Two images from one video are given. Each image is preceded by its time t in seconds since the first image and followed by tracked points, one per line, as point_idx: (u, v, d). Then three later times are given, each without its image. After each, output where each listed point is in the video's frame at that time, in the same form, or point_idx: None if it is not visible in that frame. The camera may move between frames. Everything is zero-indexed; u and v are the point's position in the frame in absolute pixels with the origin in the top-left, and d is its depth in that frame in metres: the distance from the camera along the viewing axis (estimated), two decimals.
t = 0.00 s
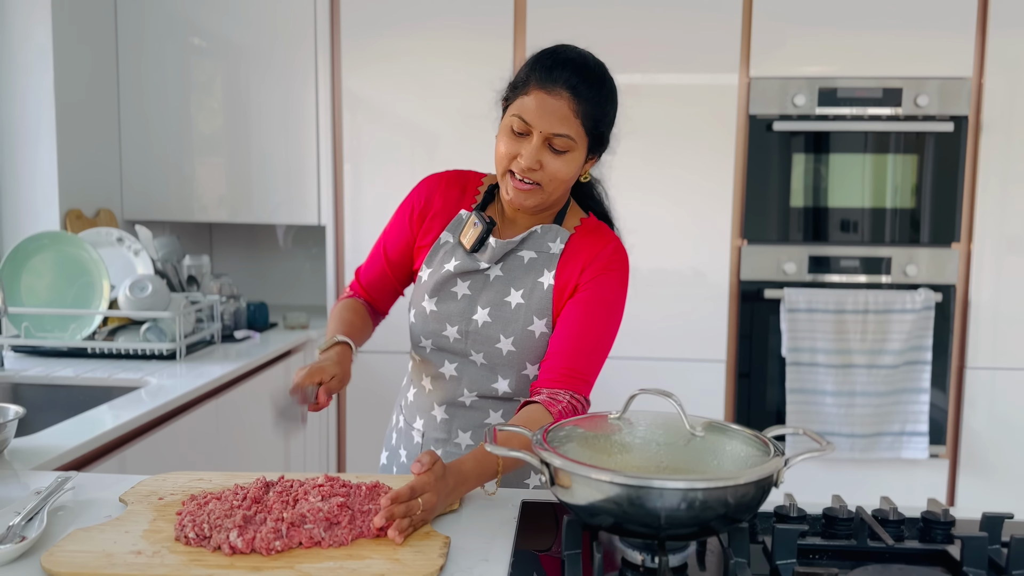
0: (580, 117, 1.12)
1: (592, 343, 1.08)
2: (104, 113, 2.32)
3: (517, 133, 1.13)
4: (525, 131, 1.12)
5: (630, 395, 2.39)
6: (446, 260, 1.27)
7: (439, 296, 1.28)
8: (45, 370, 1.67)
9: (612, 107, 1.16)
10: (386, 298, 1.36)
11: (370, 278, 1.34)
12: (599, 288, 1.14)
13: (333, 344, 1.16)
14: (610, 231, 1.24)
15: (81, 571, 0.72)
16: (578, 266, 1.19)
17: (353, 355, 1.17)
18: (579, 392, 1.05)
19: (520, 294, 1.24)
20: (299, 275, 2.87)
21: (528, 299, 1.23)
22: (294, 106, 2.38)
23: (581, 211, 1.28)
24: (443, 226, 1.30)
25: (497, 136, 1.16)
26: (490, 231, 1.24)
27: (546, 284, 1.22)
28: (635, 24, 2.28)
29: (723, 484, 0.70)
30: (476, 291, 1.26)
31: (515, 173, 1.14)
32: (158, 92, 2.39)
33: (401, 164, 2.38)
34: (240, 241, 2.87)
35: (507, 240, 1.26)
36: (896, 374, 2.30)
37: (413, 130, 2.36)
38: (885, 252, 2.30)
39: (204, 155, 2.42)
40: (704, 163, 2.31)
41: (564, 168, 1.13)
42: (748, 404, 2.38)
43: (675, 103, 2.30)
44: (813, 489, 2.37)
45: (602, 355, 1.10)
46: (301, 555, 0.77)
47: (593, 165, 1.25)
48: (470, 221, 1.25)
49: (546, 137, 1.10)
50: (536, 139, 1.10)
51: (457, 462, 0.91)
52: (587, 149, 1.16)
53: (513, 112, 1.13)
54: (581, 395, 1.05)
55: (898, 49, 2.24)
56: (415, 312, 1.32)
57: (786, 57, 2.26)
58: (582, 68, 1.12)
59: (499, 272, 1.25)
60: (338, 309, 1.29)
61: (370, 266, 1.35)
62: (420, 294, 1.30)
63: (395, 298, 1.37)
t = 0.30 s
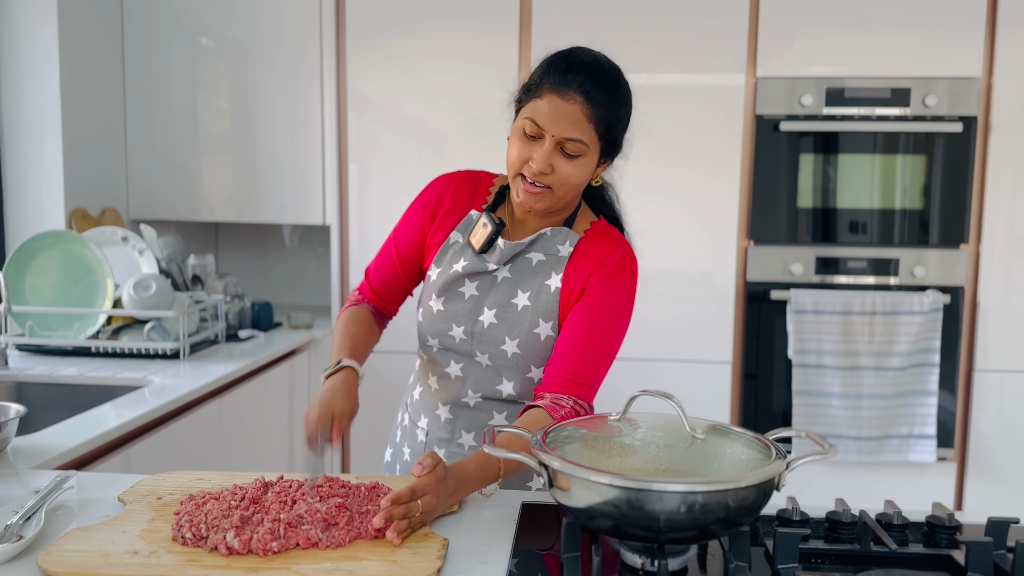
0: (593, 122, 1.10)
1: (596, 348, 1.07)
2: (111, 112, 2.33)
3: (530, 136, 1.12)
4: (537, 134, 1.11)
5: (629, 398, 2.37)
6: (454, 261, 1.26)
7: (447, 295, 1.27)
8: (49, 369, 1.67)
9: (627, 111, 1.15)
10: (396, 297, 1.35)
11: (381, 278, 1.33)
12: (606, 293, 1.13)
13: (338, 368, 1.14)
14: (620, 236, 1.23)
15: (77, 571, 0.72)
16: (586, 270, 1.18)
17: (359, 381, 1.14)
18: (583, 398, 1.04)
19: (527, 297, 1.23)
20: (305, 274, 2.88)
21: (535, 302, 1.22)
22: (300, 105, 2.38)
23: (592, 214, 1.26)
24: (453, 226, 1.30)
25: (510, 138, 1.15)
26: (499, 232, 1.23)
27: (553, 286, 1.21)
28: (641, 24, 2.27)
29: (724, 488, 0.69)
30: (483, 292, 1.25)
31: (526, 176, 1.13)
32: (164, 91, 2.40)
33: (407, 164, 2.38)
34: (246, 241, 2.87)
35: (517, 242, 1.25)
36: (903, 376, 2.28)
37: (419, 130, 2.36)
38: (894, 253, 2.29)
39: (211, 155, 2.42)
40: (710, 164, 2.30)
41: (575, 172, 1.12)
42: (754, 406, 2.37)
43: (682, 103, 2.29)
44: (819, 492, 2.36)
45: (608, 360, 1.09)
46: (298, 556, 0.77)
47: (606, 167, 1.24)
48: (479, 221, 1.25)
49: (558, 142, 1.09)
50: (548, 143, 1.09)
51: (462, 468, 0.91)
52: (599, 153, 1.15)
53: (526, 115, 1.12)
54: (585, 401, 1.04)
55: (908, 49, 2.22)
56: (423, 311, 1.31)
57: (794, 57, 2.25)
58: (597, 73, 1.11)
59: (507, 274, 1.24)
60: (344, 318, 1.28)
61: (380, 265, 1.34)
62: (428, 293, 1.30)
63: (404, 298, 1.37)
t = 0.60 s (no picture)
0: (584, 109, 1.09)
1: (607, 349, 1.06)
2: (118, 111, 2.34)
3: (525, 132, 1.12)
4: (531, 129, 1.11)
5: (634, 399, 2.36)
6: (463, 261, 1.26)
7: (455, 297, 1.26)
8: (55, 367, 1.68)
9: (620, 96, 1.12)
10: (397, 294, 1.34)
11: (384, 274, 1.32)
12: (617, 290, 1.12)
13: (343, 352, 1.12)
14: (630, 235, 1.22)
15: (76, 570, 0.72)
16: (596, 268, 1.18)
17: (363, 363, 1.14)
18: (592, 396, 1.03)
19: (537, 297, 1.22)
20: (312, 273, 2.88)
21: (545, 302, 1.21)
22: (307, 104, 2.38)
23: (601, 214, 1.25)
24: (461, 225, 1.29)
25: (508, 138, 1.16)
26: (508, 233, 1.22)
27: (563, 286, 1.20)
28: (650, 23, 2.25)
29: (728, 490, 0.68)
30: (492, 293, 1.25)
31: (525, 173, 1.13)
32: (172, 91, 2.40)
33: (414, 164, 2.37)
34: (254, 240, 2.87)
35: (526, 241, 1.24)
36: (913, 379, 2.26)
37: (426, 130, 2.36)
38: (904, 255, 2.27)
39: (219, 155, 2.42)
40: (718, 164, 2.28)
41: (573, 163, 1.11)
42: (763, 408, 2.35)
43: (691, 103, 2.27)
44: (827, 495, 2.34)
45: (619, 358, 1.08)
46: (298, 557, 0.76)
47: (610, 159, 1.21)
48: (487, 221, 1.24)
49: (551, 133, 1.09)
50: (542, 136, 1.09)
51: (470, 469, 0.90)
52: (597, 142, 1.13)
53: (519, 112, 1.12)
54: (595, 400, 1.03)
55: (919, 48, 2.20)
56: (430, 314, 1.31)
57: (804, 57, 2.23)
58: (583, 59, 1.10)
59: (516, 275, 1.23)
60: (348, 307, 1.27)
61: (383, 261, 1.33)
62: (436, 295, 1.29)
63: (406, 295, 1.36)
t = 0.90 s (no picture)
0: (549, 87, 1.09)
1: (616, 346, 1.06)
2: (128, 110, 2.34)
3: (502, 125, 1.12)
4: (505, 120, 1.11)
5: (641, 400, 2.35)
6: (465, 262, 1.25)
7: (458, 298, 1.26)
8: (63, 366, 1.68)
9: (586, 69, 1.11)
10: (409, 302, 1.35)
11: (393, 285, 1.34)
12: (620, 287, 1.11)
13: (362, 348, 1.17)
14: (632, 229, 1.21)
15: (79, 568, 0.72)
16: (598, 264, 1.16)
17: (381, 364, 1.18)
18: (602, 395, 1.02)
19: (540, 294, 1.21)
20: (321, 273, 2.88)
21: (548, 299, 1.20)
22: (316, 103, 2.38)
23: (600, 209, 1.24)
24: (462, 227, 1.29)
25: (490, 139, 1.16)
26: (508, 230, 1.22)
27: (566, 282, 1.19)
28: (659, 23, 2.24)
29: (735, 493, 0.67)
30: (495, 292, 1.24)
31: (507, 164, 1.12)
32: (181, 90, 2.40)
33: (422, 164, 2.37)
34: (263, 240, 2.88)
35: (526, 238, 1.23)
36: (923, 382, 2.24)
37: (434, 130, 2.35)
38: (915, 257, 2.24)
39: (228, 155, 2.43)
40: (727, 165, 2.27)
41: (550, 144, 1.09)
42: (772, 411, 2.33)
43: (700, 104, 2.26)
44: (837, 499, 2.32)
45: (627, 355, 1.07)
46: (301, 557, 0.76)
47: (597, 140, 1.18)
48: (487, 219, 1.24)
49: (522, 117, 1.09)
50: (514, 122, 1.09)
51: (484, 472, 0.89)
52: (573, 120, 1.11)
53: (493, 108, 1.14)
54: (605, 398, 1.03)
55: (932, 48, 2.18)
56: (435, 316, 1.30)
57: (815, 57, 2.22)
58: (541, 40, 1.11)
59: (518, 273, 1.23)
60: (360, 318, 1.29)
61: (391, 273, 1.34)
62: (439, 297, 1.28)
63: (417, 303, 1.37)
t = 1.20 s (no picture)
0: (536, 87, 1.09)
1: (624, 349, 1.07)
2: (138, 110, 2.35)
3: (494, 129, 1.12)
4: (497, 123, 1.11)
5: (649, 402, 2.34)
6: (470, 264, 1.25)
7: (465, 301, 1.25)
8: (72, 365, 1.69)
9: (572, 65, 1.11)
10: (407, 310, 1.32)
11: (392, 292, 1.31)
12: (630, 289, 1.12)
13: (354, 378, 1.09)
14: (637, 229, 1.21)
15: (84, 568, 0.72)
16: (606, 266, 1.16)
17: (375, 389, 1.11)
18: (614, 398, 1.04)
19: (547, 295, 1.20)
20: (330, 274, 2.88)
21: (555, 299, 1.20)
22: (325, 104, 2.38)
23: (603, 209, 1.24)
24: (465, 229, 1.29)
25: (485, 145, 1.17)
26: (512, 230, 1.21)
27: (573, 282, 1.18)
28: (669, 24, 2.23)
29: (742, 498, 0.66)
30: (501, 295, 1.23)
31: (502, 167, 1.12)
32: (192, 91, 2.41)
33: (431, 165, 2.37)
34: (272, 240, 2.88)
35: (531, 239, 1.23)
36: (934, 387, 2.22)
37: (443, 132, 2.35)
38: (927, 260, 2.22)
39: (238, 155, 2.43)
40: (737, 167, 2.26)
41: (543, 143, 1.09)
42: (781, 414, 2.32)
43: (709, 105, 2.25)
44: (846, 503, 2.30)
45: (638, 357, 1.08)
46: (306, 559, 0.76)
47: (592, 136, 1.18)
48: (491, 221, 1.23)
49: (512, 119, 1.09)
50: (504, 124, 1.09)
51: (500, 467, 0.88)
52: (564, 118, 1.11)
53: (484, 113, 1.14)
54: (617, 401, 1.05)
55: (944, 50, 2.16)
56: (442, 321, 1.29)
57: (826, 59, 2.20)
58: (525, 41, 1.11)
59: (524, 274, 1.22)
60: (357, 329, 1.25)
61: (390, 280, 1.32)
62: (446, 301, 1.27)
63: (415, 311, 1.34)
